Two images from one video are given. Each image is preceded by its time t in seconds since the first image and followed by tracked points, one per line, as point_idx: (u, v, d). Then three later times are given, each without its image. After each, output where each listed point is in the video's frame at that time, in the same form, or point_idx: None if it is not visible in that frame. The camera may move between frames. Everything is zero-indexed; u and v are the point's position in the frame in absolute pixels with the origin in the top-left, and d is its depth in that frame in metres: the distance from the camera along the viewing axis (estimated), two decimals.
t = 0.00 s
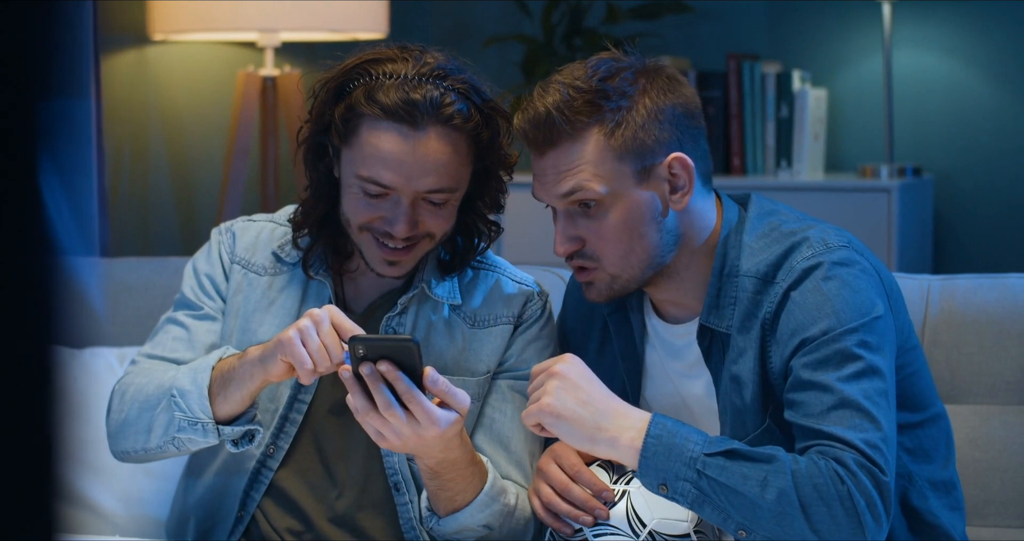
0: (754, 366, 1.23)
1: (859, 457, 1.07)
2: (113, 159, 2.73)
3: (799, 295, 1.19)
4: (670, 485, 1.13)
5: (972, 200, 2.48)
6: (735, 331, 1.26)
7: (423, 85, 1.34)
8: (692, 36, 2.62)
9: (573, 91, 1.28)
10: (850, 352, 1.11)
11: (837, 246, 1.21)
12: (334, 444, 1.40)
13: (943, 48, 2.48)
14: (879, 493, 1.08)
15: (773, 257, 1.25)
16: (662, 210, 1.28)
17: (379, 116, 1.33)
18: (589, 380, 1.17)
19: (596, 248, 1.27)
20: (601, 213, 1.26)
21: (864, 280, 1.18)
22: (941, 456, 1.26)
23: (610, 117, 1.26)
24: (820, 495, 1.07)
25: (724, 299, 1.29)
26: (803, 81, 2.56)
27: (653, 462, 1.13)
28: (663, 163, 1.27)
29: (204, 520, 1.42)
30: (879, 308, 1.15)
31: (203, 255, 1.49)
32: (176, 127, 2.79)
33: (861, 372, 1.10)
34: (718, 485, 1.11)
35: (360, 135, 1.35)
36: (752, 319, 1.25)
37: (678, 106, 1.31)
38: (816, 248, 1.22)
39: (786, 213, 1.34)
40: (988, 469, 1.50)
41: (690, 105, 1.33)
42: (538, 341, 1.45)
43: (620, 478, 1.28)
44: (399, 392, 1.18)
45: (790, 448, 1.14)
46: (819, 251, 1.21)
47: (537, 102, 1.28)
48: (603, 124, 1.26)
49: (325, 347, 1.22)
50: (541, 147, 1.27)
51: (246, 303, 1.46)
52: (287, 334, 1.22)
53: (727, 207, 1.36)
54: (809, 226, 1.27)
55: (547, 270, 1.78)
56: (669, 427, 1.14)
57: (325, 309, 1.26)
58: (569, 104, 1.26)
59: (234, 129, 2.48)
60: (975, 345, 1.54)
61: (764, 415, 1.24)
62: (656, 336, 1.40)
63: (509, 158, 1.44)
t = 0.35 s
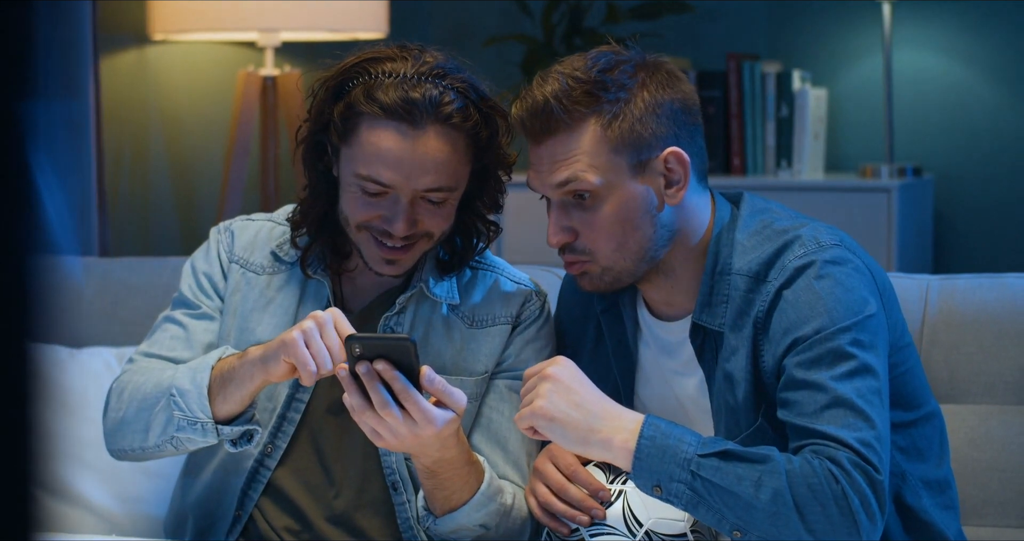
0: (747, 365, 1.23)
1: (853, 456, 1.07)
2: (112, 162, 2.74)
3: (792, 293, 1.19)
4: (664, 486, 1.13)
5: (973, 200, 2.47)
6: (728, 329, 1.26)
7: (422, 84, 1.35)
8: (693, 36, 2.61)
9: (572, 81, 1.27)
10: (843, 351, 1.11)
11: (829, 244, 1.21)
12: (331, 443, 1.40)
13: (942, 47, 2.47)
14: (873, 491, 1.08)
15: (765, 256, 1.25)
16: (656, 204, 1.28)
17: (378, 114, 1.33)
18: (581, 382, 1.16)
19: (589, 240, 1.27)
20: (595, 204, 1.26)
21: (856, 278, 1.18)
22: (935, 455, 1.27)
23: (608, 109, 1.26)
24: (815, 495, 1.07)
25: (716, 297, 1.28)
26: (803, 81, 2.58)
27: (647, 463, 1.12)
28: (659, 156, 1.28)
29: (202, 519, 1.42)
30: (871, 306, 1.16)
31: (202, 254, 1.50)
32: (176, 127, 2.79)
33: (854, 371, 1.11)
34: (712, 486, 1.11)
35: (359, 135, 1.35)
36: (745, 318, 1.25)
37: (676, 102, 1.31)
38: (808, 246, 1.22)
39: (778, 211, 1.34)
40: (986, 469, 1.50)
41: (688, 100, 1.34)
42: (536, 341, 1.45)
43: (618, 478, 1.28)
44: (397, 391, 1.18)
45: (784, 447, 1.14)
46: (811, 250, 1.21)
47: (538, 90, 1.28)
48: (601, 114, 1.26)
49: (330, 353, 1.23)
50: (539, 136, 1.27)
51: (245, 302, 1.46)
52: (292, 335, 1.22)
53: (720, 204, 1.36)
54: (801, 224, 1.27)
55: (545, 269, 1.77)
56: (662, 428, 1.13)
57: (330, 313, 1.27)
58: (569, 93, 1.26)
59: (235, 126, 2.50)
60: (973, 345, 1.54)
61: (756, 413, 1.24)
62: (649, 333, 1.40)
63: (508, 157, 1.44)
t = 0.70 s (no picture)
0: (748, 367, 1.23)
1: (854, 456, 1.07)
2: (113, 163, 2.74)
3: (792, 295, 1.19)
4: (665, 486, 1.13)
5: (974, 199, 2.47)
6: (729, 331, 1.26)
7: (419, 82, 1.35)
8: (693, 36, 2.60)
9: (567, 91, 1.28)
10: (843, 352, 1.11)
11: (828, 245, 1.21)
12: (330, 443, 1.40)
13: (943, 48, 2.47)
14: (874, 492, 1.08)
15: (764, 258, 1.25)
16: (654, 213, 1.28)
17: (376, 112, 1.33)
18: (582, 381, 1.16)
19: (587, 251, 1.27)
20: (592, 214, 1.26)
21: (856, 279, 1.18)
22: (935, 455, 1.27)
23: (603, 118, 1.26)
24: (816, 495, 1.07)
25: (716, 300, 1.28)
26: (804, 81, 2.56)
27: (648, 463, 1.12)
28: (654, 165, 1.27)
29: (201, 518, 1.42)
30: (872, 307, 1.16)
31: (202, 254, 1.50)
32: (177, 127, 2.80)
33: (854, 371, 1.10)
34: (713, 486, 1.11)
35: (357, 133, 1.35)
36: (745, 320, 1.25)
37: (670, 109, 1.31)
38: (807, 248, 1.22)
39: (778, 213, 1.34)
40: (986, 468, 1.50)
41: (682, 108, 1.33)
42: (535, 341, 1.45)
43: (617, 478, 1.28)
44: (394, 391, 1.18)
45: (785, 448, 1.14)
46: (811, 251, 1.21)
47: (528, 103, 1.28)
48: (595, 126, 1.26)
49: (320, 343, 1.22)
50: (533, 148, 1.27)
51: (244, 302, 1.46)
52: (282, 329, 1.22)
53: (718, 207, 1.36)
54: (801, 226, 1.27)
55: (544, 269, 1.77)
56: (663, 428, 1.14)
57: (319, 305, 1.26)
58: (563, 103, 1.26)
59: (235, 128, 2.50)
60: (973, 345, 1.54)
61: (758, 414, 1.24)
62: (648, 337, 1.40)
63: (507, 156, 1.44)
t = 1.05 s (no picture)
0: (747, 366, 1.23)
1: (852, 456, 1.07)
2: (114, 162, 2.75)
3: (792, 292, 1.19)
4: (662, 483, 1.13)
5: (974, 199, 2.47)
6: (729, 329, 1.26)
7: (413, 85, 1.35)
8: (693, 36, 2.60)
9: (573, 81, 1.28)
10: (843, 351, 1.11)
11: (829, 244, 1.21)
12: (328, 444, 1.41)
13: (944, 47, 2.47)
14: (871, 492, 1.08)
15: (765, 256, 1.25)
16: (656, 204, 1.28)
17: (369, 115, 1.34)
18: (582, 378, 1.16)
19: (588, 239, 1.27)
20: (594, 203, 1.26)
21: (856, 278, 1.18)
22: (934, 456, 1.26)
23: (608, 108, 1.26)
24: (813, 495, 1.07)
25: (716, 297, 1.28)
26: (804, 81, 2.55)
27: (645, 461, 1.12)
28: (658, 158, 1.27)
29: (199, 519, 1.42)
30: (872, 307, 1.16)
31: (201, 254, 1.50)
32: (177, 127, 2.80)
33: (854, 371, 1.11)
34: (710, 484, 1.11)
35: (351, 136, 1.35)
36: (745, 318, 1.25)
37: (676, 102, 1.31)
38: (808, 246, 1.22)
39: (778, 211, 1.34)
40: (985, 469, 1.50)
41: (689, 102, 1.33)
42: (533, 342, 1.45)
43: (614, 479, 1.29)
44: (391, 394, 1.18)
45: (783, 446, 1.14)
46: (811, 249, 1.21)
47: (537, 89, 1.28)
48: (601, 114, 1.26)
49: (327, 354, 1.22)
50: (538, 134, 1.27)
51: (242, 302, 1.46)
52: (290, 337, 1.22)
53: (719, 205, 1.36)
54: (801, 224, 1.27)
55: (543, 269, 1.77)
56: (661, 426, 1.13)
57: (328, 311, 1.27)
58: (568, 92, 1.27)
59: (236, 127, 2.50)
60: (972, 345, 1.54)
61: (756, 413, 1.24)
62: (647, 333, 1.40)
63: (501, 157, 1.44)
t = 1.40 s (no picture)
0: (748, 366, 1.23)
1: (852, 457, 1.07)
2: (115, 163, 2.75)
3: (793, 293, 1.19)
4: (663, 479, 1.12)
5: (974, 200, 2.47)
6: (729, 329, 1.26)
7: (413, 86, 1.35)
8: (694, 36, 2.59)
9: (574, 84, 1.28)
10: (844, 352, 1.11)
11: (830, 245, 1.21)
12: (327, 445, 1.41)
13: (944, 48, 2.47)
14: (871, 493, 1.08)
15: (766, 256, 1.25)
16: (656, 207, 1.28)
17: (370, 116, 1.34)
18: (585, 370, 1.16)
19: (590, 243, 1.27)
20: (596, 206, 1.26)
21: (858, 279, 1.18)
22: (933, 457, 1.26)
23: (610, 110, 1.26)
24: (813, 495, 1.07)
25: (718, 297, 1.28)
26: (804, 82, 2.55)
27: (646, 455, 1.12)
28: (660, 160, 1.27)
29: (198, 519, 1.42)
30: (873, 308, 1.15)
31: (200, 253, 1.50)
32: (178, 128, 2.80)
33: (854, 372, 1.11)
34: (711, 481, 1.11)
35: (351, 136, 1.35)
36: (746, 318, 1.25)
37: (678, 104, 1.31)
38: (809, 247, 1.22)
39: (779, 212, 1.34)
40: (984, 469, 1.50)
41: (691, 104, 1.33)
42: (531, 342, 1.45)
43: (613, 479, 1.29)
44: (386, 395, 1.18)
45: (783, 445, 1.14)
46: (813, 250, 1.21)
47: (539, 92, 1.28)
48: (602, 118, 1.26)
49: (313, 344, 1.22)
50: (540, 135, 1.27)
51: (241, 302, 1.46)
52: (277, 334, 1.22)
53: (721, 205, 1.35)
54: (803, 225, 1.27)
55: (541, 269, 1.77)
56: (663, 421, 1.13)
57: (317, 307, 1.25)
58: (569, 97, 1.26)
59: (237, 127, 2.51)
60: (971, 345, 1.54)
61: (756, 412, 1.24)
62: (649, 333, 1.40)
63: (501, 159, 1.44)
